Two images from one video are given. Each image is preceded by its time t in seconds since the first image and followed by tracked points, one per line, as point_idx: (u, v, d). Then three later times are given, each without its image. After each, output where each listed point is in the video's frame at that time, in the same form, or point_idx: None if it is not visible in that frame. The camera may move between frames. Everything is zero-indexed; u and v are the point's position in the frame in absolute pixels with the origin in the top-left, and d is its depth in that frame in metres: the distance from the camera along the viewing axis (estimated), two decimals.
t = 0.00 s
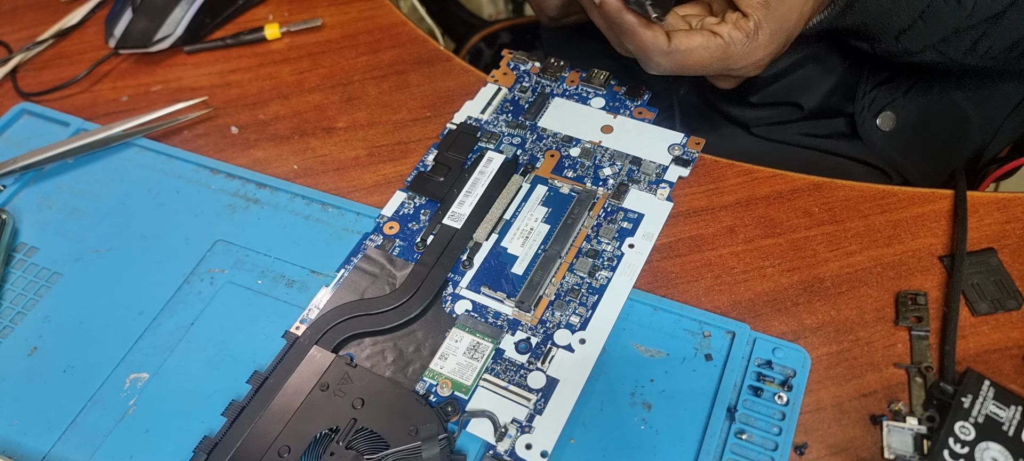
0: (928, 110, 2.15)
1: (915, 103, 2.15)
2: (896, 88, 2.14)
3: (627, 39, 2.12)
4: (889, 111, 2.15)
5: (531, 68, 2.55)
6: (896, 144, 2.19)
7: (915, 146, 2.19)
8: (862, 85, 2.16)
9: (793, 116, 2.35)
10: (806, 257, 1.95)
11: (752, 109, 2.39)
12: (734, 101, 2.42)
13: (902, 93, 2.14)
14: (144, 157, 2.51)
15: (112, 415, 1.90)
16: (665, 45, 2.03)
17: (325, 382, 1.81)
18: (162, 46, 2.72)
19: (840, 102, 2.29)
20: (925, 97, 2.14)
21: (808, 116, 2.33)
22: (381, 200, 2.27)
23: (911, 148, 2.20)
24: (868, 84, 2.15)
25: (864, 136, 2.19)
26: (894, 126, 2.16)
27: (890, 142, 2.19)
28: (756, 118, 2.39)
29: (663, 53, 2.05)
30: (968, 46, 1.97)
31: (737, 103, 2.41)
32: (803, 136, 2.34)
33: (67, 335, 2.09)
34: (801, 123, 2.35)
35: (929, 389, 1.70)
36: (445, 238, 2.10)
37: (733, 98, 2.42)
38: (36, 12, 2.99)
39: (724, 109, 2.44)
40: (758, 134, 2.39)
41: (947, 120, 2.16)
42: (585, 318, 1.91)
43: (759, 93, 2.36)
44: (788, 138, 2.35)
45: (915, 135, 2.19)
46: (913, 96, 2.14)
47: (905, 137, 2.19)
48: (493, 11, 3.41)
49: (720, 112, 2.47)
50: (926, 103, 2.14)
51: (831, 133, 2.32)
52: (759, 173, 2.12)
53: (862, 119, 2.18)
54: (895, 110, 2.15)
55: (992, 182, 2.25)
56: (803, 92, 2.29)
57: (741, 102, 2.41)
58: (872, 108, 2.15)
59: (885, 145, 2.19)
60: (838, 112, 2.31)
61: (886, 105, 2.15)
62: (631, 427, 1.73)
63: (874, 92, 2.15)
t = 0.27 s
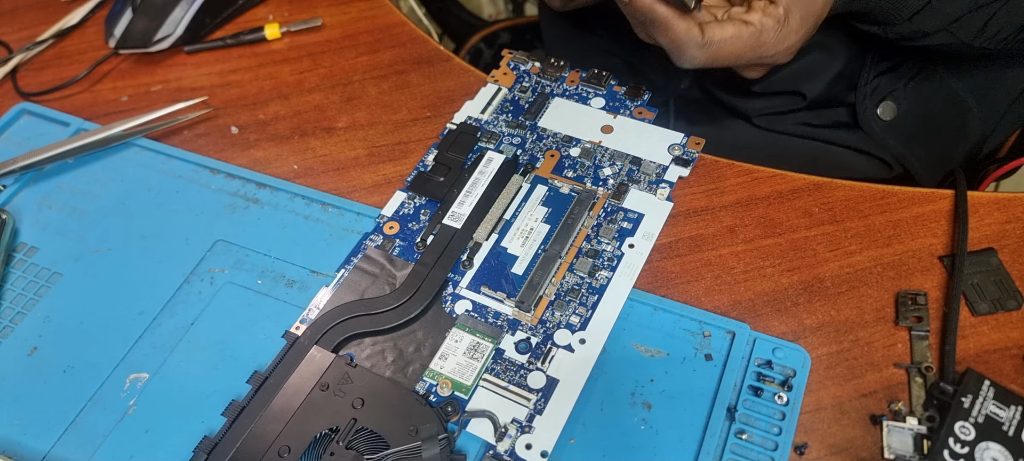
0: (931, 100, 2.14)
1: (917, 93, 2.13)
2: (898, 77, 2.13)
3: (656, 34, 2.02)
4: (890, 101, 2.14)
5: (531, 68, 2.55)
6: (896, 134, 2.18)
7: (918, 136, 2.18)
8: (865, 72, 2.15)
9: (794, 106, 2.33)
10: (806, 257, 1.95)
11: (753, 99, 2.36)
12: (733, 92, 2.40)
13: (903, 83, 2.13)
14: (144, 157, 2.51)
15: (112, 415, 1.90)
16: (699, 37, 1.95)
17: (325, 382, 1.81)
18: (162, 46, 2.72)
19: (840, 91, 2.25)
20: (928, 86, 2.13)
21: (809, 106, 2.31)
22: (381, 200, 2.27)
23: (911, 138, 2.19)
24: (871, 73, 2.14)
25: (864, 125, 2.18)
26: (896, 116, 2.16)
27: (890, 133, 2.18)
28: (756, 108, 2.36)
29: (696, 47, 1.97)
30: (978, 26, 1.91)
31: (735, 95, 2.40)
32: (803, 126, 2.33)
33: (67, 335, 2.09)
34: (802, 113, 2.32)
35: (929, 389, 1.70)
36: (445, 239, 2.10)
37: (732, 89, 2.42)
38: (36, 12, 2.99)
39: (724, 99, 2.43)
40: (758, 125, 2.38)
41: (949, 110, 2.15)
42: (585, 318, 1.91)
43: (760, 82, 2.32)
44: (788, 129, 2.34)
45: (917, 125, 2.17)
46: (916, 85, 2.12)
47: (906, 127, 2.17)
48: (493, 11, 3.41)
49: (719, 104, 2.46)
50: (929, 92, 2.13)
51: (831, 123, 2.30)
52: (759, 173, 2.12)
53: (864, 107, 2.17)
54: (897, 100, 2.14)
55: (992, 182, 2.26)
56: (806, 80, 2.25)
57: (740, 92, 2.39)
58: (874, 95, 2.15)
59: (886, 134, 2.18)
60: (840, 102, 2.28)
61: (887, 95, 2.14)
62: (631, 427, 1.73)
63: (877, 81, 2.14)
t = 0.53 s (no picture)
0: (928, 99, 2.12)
1: (915, 91, 2.12)
2: (893, 77, 2.13)
3: (667, 30, 2.07)
4: (886, 99, 2.15)
5: (531, 68, 2.55)
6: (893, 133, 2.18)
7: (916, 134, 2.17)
8: (861, 72, 2.16)
9: (792, 105, 2.34)
10: (806, 257, 1.95)
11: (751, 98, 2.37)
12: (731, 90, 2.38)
13: (899, 82, 2.13)
14: (144, 157, 2.51)
15: (112, 416, 1.90)
16: (710, 27, 1.96)
17: (325, 382, 1.81)
18: (162, 46, 2.72)
19: (836, 91, 2.27)
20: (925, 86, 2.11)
21: (806, 104, 2.32)
22: (381, 199, 2.27)
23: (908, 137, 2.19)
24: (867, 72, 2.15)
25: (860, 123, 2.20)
26: (892, 114, 2.16)
27: (886, 131, 2.19)
28: (754, 107, 2.37)
29: (710, 37, 1.96)
30: (1016, 28, 1.75)
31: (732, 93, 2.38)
32: (800, 124, 2.35)
33: (67, 335, 2.09)
34: (799, 112, 2.34)
35: (929, 389, 1.70)
36: (445, 239, 2.10)
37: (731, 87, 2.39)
38: (36, 12, 2.99)
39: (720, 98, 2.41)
40: (755, 123, 2.39)
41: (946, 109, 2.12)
42: (585, 318, 1.91)
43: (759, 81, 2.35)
44: (785, 127, 2.36)
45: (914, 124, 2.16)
46: (912, 84, 2.11)
47: (902, 126, 2.17)
48: (493, 11, 3.41)
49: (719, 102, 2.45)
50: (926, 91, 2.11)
51: (829, 121, 2.32)
52: (759, 173, 2.12)
53: (861, 106, 2.18)
54: (893, 99, 2.14)
55: (992, 182, 2.29)
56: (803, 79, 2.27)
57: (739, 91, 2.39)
58: (869, 94, 2.15)
59: (883, 133, 2.19)
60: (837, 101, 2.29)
61: (883, 94, 2.15)
62: (631, 427, 1.73)
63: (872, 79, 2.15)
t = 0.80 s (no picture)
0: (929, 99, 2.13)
1: (916, 92, 2.13)
2: (893, 78, 2.15)
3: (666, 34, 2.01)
4: (886, 100, 2.15)
5: (531, 68, 2.55)
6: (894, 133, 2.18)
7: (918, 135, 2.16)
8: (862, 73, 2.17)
9: (792, 105, 2.34)
10: (806, 257, 1.95)
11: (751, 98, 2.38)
12: (733, 91, 2.38)
13: (899, 83, 2.14)
14: (144, 157, 2.51)
15: (112, 416, 1.90)
16: (708, 34, 1.91)
17: (325, 382, 1.81)
18: (162, 46, 2.72)
19: (837, 92, 2.28)
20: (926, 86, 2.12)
21: (807, 105, 2.32)
22: (381, 200, 2.27)
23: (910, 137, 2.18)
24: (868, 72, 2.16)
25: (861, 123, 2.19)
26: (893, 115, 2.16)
27: (887, 132, 2.18)
28: (755, 107, 2.37)
29: (707, 44, 1.92)
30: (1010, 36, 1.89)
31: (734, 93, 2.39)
32: (800, 124, 2.34)
33: (67, 335, 2.09)
34: (800, 113, 2.34)
35: (930, 389, 1.70)
36: (445, 239, 2.10)
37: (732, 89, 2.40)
38: (36, 11, 2.99)
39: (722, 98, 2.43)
40: (755, 123, 2.39)
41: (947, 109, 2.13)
42: (585, 318, 1.91)
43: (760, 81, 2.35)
44: (785, 128, 2.36)
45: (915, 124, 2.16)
46: (913, 85, 2.13)
47: (904, 126, 2.17)
48: (493, 11, 3.41)
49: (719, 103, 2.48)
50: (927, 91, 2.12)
51: (829, 122, 2.31)
52: (759, 173, 2.12)
53: (861, 106, 2.18)
54: (893, 99, 2.14)
55: (992, 182, 2.27)
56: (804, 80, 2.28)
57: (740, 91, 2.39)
58: (870, 95, 2.16)
59: (884, 133, 2.18)
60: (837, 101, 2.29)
61: (883, 94, 2.15)
62: (631, 427, 1.73)
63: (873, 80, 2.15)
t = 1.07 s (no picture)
0: (929, 101, 2.14)
1: (915, 94, 2.14)
2: (893, 81, 2.15)
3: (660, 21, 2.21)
4: (886, 102, 2.16)
5: (531, 68, 2.55)
6: (893, 135, 2.20)
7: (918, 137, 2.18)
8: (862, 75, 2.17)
9: (792, 108, 2.34)
10: (806, 257, 1.95)
11: (751, 99, 2.37)
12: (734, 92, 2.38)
13: (899, 85, 2.15)
14: (144, 157, 2.51)
15: (112, 416, 1.90)
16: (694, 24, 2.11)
17: (325, 382, 1.81)
18: (162, 46, 2.71)
19: (836, 94, 2.28)
20: (925, 89, 2.13)
21: (807, 107, 2.32)
22: (381, 200, 2.27)
23: (909, 139, 2.20)
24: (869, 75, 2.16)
25: (861, 126, 2.20)
26: (893, 117, 2.17)
27: (887, 133, 2.20)
28: (755, 109, 2.36)
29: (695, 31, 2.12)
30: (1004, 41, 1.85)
31: (734, 94, 2.38)
32: (801, 126, 2.33)
33: (67, 335, 2.09)
34: (800, 115, 2.33)
35: (930, 389, 1.70)
36: (445, 238, 2.10)
37: (732, 90, 2.39)
38: (36, 11, 2.99)
39: (722, 100, 2.42)
40: (756, 125, 2.38)
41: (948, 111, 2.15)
42: (585, 318, 1.91)
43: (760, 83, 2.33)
44: (785, 129, 2.35)
45: (915, 126, 2.18)
46: (912, 87, 2.14)
47: (903, 127, 2.19)
48: (493, 11, 3.41)
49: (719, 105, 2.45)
50: (927, 93, 2.14)
51: (829, 124, 2.31)
52: (759, 173, 2.12)
53: (861, 109, 2.19)
54: (893, 102, 2.16)
55: (992, 182, 2.29)
56: (804, 81, 2.27)
57: (740, 93, 2.38)
58: (870, 98, 2.17)
59: (884, 135, 2.20)
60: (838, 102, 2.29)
61: (883, 97, 2.16)
62: (631, 427, 1.73)
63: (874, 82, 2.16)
